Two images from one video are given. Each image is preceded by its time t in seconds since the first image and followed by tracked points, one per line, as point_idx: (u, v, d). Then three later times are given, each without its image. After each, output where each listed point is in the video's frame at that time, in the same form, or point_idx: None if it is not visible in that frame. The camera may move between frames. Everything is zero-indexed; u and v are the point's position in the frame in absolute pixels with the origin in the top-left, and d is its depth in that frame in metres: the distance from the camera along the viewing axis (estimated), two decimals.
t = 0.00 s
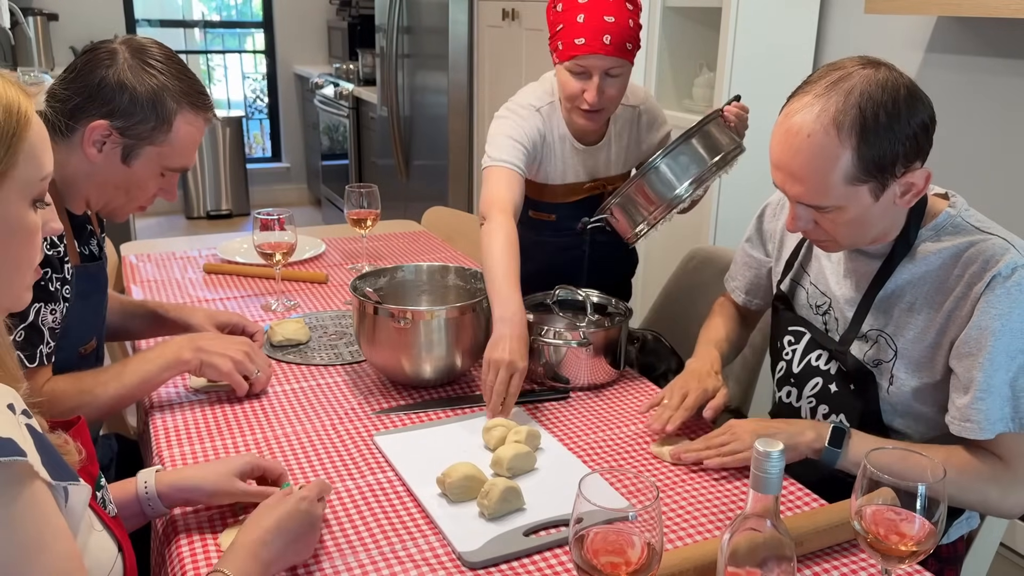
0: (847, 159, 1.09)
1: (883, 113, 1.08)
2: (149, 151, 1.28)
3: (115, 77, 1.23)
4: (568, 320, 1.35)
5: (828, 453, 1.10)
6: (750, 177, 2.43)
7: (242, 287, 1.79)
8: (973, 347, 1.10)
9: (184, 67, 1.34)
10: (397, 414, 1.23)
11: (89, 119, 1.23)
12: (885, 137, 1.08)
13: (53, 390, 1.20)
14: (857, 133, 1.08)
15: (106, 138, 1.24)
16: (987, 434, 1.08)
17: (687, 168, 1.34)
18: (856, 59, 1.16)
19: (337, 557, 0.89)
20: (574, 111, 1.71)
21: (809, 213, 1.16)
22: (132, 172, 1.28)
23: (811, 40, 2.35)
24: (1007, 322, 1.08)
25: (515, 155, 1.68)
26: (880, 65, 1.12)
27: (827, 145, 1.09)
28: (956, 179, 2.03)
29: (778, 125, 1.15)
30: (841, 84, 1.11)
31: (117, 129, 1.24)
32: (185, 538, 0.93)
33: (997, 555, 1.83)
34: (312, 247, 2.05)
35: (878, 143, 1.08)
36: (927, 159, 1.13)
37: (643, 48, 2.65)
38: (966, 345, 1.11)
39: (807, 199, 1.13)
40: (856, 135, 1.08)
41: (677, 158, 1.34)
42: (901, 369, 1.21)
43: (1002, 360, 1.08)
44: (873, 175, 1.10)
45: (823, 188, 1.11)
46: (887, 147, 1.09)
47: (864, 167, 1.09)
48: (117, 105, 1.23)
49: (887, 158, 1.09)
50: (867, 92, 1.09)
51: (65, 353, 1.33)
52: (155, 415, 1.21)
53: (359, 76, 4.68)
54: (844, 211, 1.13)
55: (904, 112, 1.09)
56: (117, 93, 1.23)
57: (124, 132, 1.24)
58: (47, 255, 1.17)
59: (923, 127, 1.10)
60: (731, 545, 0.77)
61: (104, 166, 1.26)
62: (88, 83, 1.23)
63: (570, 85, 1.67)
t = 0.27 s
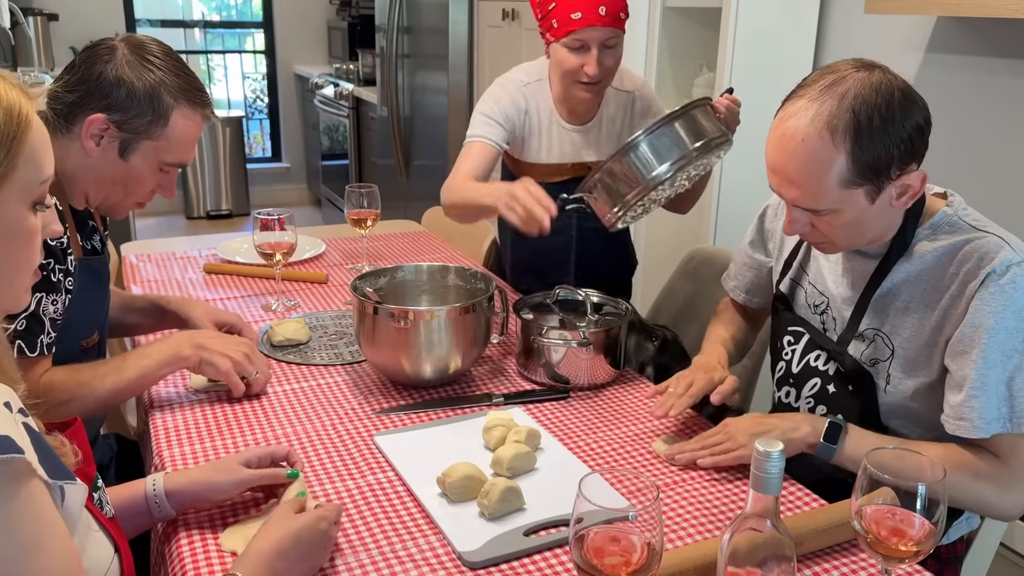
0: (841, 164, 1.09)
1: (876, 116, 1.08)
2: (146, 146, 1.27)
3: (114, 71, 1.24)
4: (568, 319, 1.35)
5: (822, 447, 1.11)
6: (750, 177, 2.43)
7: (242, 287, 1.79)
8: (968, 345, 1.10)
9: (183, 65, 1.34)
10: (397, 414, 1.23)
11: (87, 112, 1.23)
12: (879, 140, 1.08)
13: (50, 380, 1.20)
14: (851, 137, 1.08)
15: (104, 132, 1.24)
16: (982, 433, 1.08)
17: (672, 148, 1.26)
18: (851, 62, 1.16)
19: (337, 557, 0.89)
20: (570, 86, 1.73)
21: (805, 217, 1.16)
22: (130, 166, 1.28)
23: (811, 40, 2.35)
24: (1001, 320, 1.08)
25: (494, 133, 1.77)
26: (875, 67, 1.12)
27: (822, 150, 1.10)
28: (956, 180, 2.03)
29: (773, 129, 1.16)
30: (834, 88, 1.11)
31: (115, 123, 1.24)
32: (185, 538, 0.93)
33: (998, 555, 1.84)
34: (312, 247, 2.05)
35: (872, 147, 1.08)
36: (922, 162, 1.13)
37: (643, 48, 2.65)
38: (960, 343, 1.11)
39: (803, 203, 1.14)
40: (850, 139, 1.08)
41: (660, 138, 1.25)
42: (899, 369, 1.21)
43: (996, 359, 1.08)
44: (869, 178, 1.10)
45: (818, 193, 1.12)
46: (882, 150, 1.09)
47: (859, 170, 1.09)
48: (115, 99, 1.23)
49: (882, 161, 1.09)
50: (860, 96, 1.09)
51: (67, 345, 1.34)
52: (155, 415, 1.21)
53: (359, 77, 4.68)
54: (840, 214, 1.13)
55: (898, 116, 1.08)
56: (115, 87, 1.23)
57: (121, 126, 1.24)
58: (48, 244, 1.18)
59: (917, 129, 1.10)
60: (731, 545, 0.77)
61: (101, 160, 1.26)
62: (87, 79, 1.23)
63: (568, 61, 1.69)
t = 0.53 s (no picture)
0: (828, 167, 1.09)
1: (861, 118, 1.08)
2: (148, 144, 1.27)
3: (117, 70, 1.24)
4: (567, 319, 1.35)
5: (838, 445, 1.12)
6: (750, 177, 2.43)
7: (242, 287, 1.79)
8: (967, 344, 1.10)
9: (185, 64, 1.34)
10: (396, 414, 1.23)
11: (89, 110, 1.23)
12: (864, 142, 1.08)
13: (51, 382, 1.21)
14: (836, 140, 1.08)
15: (107, 129, 1.24)
16: (987, 433, 1.08)
17: (603, 105, 0.97)
18: (836, 65, 1.16)
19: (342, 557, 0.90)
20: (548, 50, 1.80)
21: (798, 221, 1.17)
22: (131, 164, 1.28)
23: (811, 40, 2.35)
24: (1000, 319, 1.08)
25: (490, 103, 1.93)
26: (859, 69, 1.12)
27: (808, 154, 1.10)
28: (956, 180, 2.03)
29: (761, 134, 1.16)
30: (819, 91, 1.11)
31: (117, 121, 1.24)
32: (185, 538, 0.93)
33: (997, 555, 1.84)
34: (312, 247, 2.06)
35: (858, 150, 1.08)
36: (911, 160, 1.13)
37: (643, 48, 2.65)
38: (960, 343, 1.11)
39: (794, 207, 1.14)
40: (835, 142, 1.09)
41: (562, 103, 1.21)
42: (897, 369, 1.22)
43: (996, 357, 1.08)
44: (857, 180, 1.10)
45: (807, 197, 1.12)
46: (868, 153, 1.09)
47: (847, 174, 1.10)
48: (118, 97, 1.24)
49: (869, 164, 1.09)
50: (844, 99, 1.09)
51: (66, 342, 1.33)
52: (155, 414, 1.21)
53: (359, 77, 4.68)
54: (831, 217, 1.14)
55: (881, 116, 1.08)
56: (118, 85, 1.24)
57: (124, 123, 1.24)
58: (52, 242, 1.21)
59: (903, 129, 1.10)
60: (731, 545, 0.78)
61: (102, 156, 1.26)
62: (89, 77, 1.24)
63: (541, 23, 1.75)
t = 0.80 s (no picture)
0: (826, 171, 1.09)
1: (858, 121, 1.08)
2: (146, 145, 1.27)
3: (114, 71, 1.24)
4: (567, 319, 1.35)
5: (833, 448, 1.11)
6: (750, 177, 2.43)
7: (242, 287, 1.79)
8: (966, 343, 1.10)
9: (183, 64, 1.34)
10: (396, 414, 1.23)
11: (89, 111, 1.24)
12: (862, 145, 1.08)
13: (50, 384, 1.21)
14: (834, 143, 1.08)
15: (105, 130, 1.24)
16: (986, 432, 1.08)
17: (498, 101, 1.42)
18: (832, 68, 1.16)
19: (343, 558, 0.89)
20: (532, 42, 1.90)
21: (797, 224, 1.17)
22: (129, 165, 1.28)
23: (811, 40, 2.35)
24: (998, 318, 1.08)
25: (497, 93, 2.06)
26: (855, 73, 1.12)
27: (806, 157, 1.10)
28: (957, 180, 2.03)
29: (759, 138, 1.15)
30: (815, 95, 1.11)
31: (115, 122, 1.24)
32: (185, 537, 0.93)
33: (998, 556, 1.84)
34: (312, 247, 2.05)
35: (855, 153, 1.08)
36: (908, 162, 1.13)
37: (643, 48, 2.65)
38: (958, 342, 1.11)
39: (792, 211, 1.14)
40: (833, 146, 1.08)
41: (500, 91, 1.43)
42: (895, 370, 1.22)
43: (994, 357, 1.08)
44: (855, 183, 1.10)
45: (806, 200, 1.12)
46: (865, 156, 1.09)
47: (844, 177, 1.10)
48: (115, 97, 1.24)
49: (867, 167, 1.09)
50: (841, 102, 1.09)
51: (63, 343, 1.33)
52: (155, 415, 1.21)
53: (359, 77, 4.68)
54: (829, 220, 1.14)
55: (879, 120, 1.08)
56: (115, 86, 1.24)
57: (121, 124, 1.24)
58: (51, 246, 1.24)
59: (901, 132, 1.10)
60: (731, 545, 0.77)
61: (101, 156, 1.26)
62: (86, 76, 1.24)
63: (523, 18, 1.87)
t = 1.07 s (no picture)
0: (815, 175, 1.09)
1: (846, 124, 1.07)
2: (142, 148, 1.27)
3: (108, 73, 1.24)
4: (567, 319, 1.35)
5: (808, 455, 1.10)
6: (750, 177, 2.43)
7: (242, 287, 1.79)
8: (951, 340, 1.10)
9: (179, 65, 1.34)
10: (396, 414, 1.23)
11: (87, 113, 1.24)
12: (851, 149, 1.08)
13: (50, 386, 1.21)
14: (823, 147, 1.08)
15: (100, 134, 1.23)
16: (958, 428, 1.07)
17: (485, 92, 1.52)
18: (824, 69, 1.16)
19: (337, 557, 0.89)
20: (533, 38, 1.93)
21: (789, 227, 1.17)
22: (126, 168, 1.28)
23: (811, 40, 2.35)
24: (982, 316, 1.08)
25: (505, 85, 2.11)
26: (845, 75, 1.12)
27: (795, 161, 1.10)
28: (957, 180, 2.03)
29: (751, 141, 1.16)
30: (805, 98, 1.11)
31: (110, 126, 1.24)
32: (185, 537, 0.93)
33: (998, 555, 1.84)
34: (312, 247, 2.05)
35: (844, 157, 1.08)
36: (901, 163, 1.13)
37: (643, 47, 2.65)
38: (945, 340, 1.10)
39: (783, 213, 1.14)
40: (821, 150, 1.08)
41: (488, 85, 1.53)
42: (891, 369, 1.22)
43: (979, 356, 1.08)
44: (845, 186, 1.10)
45: (796, 203, 1.12)
46: (854, 159, 1.08)
47: (834, 179, 1.09)
48: (110, 101, 1.23)
49: (856, 170, 1.09)
50: (829, 105, 1.08)
51: (60, 350, 1.34)
52: (155, 414, 1.21)
53: (359, 77, 4.68)
54: (821, 222, 1.14)
55: (869, 122, 1.08)
56: (110, 89, 1.24)
57: (117, 128, 1.24)
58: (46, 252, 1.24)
59: (891, 134, 1.09)
60: (731, 545, 0.77)
61: (97, 162, 1.26)
62: (83, 78, 1.24)
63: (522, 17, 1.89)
